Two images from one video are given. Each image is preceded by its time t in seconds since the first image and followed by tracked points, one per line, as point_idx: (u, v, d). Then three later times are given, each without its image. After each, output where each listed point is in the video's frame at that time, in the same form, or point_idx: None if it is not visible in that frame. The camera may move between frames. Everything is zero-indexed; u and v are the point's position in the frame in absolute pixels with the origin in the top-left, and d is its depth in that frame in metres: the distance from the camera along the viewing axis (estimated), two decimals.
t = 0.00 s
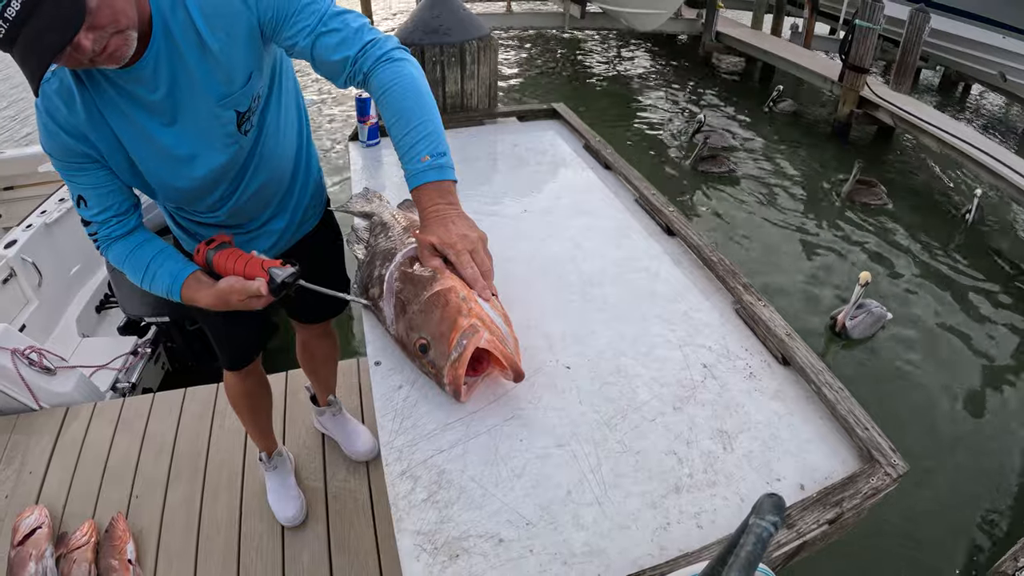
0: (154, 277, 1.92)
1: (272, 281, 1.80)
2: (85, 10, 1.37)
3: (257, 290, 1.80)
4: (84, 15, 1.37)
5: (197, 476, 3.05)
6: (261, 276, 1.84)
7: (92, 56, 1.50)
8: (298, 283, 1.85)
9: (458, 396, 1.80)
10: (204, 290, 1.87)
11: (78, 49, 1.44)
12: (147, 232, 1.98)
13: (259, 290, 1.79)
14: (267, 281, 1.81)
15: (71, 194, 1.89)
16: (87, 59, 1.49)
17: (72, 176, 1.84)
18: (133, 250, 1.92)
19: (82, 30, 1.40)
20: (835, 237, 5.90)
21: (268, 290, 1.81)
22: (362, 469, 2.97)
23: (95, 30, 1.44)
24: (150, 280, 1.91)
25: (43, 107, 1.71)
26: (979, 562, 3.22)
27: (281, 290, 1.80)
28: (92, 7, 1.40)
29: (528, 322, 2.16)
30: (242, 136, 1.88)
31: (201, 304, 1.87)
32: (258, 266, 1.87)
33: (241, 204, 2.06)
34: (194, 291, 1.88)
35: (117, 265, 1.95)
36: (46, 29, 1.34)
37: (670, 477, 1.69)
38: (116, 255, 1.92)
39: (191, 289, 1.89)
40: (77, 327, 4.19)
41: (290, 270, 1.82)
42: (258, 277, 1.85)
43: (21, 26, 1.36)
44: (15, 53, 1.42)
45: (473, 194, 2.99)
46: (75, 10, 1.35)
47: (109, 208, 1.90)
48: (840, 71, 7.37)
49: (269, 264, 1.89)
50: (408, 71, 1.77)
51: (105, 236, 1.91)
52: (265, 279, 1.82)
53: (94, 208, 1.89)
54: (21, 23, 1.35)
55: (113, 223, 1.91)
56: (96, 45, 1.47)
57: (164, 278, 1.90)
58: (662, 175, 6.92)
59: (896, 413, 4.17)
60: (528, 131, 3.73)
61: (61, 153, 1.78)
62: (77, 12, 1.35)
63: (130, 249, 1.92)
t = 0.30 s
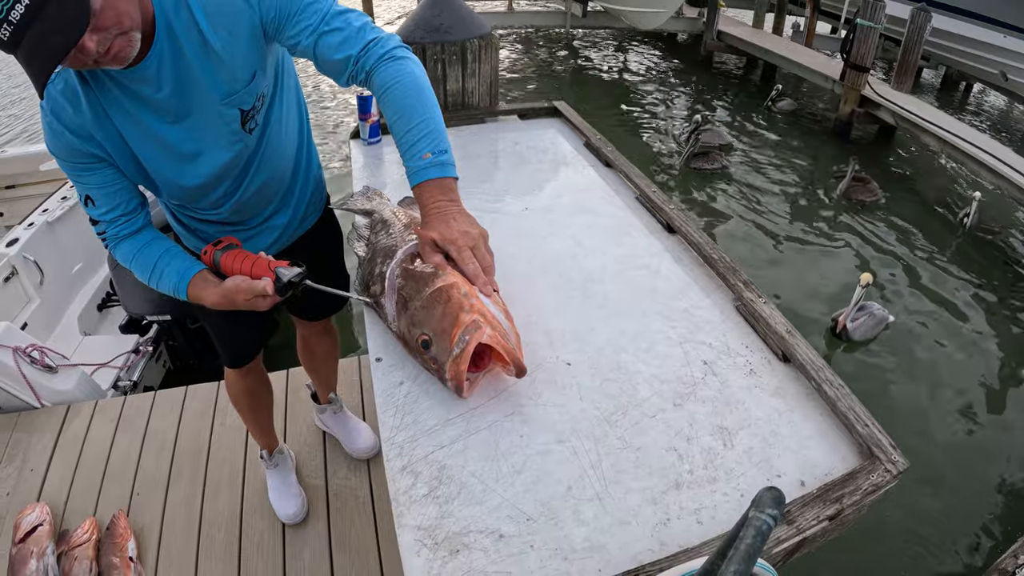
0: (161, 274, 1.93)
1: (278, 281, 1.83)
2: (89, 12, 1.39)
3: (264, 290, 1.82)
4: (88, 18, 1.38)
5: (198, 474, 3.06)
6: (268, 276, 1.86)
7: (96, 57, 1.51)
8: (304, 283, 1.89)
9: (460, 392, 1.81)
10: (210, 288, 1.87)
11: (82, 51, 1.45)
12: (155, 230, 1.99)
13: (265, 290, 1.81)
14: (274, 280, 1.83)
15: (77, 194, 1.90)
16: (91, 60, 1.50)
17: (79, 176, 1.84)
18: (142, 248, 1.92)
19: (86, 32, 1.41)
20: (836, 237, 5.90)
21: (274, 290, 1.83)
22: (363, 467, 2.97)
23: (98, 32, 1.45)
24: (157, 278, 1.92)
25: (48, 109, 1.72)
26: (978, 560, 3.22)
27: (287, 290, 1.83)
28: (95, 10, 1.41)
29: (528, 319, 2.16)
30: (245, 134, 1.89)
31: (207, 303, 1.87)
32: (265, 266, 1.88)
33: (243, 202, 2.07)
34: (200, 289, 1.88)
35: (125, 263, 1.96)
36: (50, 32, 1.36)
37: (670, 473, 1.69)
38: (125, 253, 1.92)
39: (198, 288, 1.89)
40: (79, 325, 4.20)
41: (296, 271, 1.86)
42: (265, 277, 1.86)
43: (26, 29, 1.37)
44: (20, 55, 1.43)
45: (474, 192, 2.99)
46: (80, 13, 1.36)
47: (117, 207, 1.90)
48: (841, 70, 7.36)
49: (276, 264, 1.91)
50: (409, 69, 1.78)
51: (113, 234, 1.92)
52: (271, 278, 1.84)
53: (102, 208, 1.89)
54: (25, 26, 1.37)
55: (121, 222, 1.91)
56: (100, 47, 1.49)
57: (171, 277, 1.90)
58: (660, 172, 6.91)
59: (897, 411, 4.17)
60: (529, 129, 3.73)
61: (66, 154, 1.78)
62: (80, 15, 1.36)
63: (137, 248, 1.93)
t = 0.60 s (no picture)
0: (175, 264, 1.93)
1: (285, 270, 1.82)
2: (85, 11, 1.38)
3: (272, 279, 1.82)
4: (84, 17, 1.38)
5: (198, 472, 3.06)
6: (276, 265, 1.86)
7: (93, 56, 1.50)
8: (311, 273, 1.88)
9: (457, 391, 1.80)
10: (224, 277, 1.88)
11: (79, 49, 1.45)
12: (164, 221, 1.99)
13: (273, 279, 1.81)
14: (281, 269, 1.84)
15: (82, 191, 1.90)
16: (87, 59, 1.50)
17: (84, 176, 1.84)
18: (154, 242, 1.93)
19: (83, 31, 1.41)
20: (838, 236, 5.89)
21: (282, 279, 1.83)
22: (362, 466, 2.97)
23: (95, 30, 1.45)
24: (172, 267, 1.92)
25: (48, 109, 1.72)
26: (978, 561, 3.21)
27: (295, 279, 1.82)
28: (92, 8, 1.41)
29: (527, 318, 2.15)
30: (244, 132, 1.88)
31: (221, 292, 1.88)
32: (274, 255, 1.88)
33: (243, 200, 2.07)
34: (213, 279, 1.89)
35: (140, 256, 1.97)
36: (47, 31, 1.35)
37: (669, 473, 1.68)
38: (137, 247, 1.93)
39: (210, 278, 1.89)
40: (80, 324, 4.20)
41: (303, 259, 1.85)
42: (273, 265, 1.86)
43: (22, 28, 1.37)
44: (17, 54, 1.43)
45: (474, 190, 2.98)
46: (77, 12, 1.35)
47: (126, 204, 1.90)
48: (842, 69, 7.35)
49: (284, 252, 1.91)
50: (406, 67, 1.78)
51: (124, 229, 1.93)
52: (279, 268, 1.84)
53: (111, 205, 1.89)
54: (22, 25, 1.36)
55: (132, 216, 1.92)
56: (97, 46, 1.48)
57: (184, 266, 1.90)
58: (658, 172, 6.91)
59: (898, 412, 4.15)
60: (528, 127, 3.71)
61: (66, 154, 1.78)
62: (77, 14, 1.36)
63: (146, 244, 1.93)
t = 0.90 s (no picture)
0: (174, 264, 1.92)
1: (287, 270, 1.83)
2: (90, 10, 1.39)
3: (273, 280, 1.82)
4: (89, 17, 1.38)
5: (199, 471, 3.06)
6: (277, 266, 1.86)
7: (97, 55, 1.51)
8: (311, 273, 1.89)
9: (461, 390, 1.79)
10: (222, 278, 1.88)
11: (84, 49, 1.45)
12: (164, 220, 1.99)
13: (273, 280, 1.81)
14: (281, 270, 1.84)
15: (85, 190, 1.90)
16: (92, 57, 1.50)
17: (87, 174, 1.84)
18: (154, 241, 1.93)
19: (88, 31, 1.41)
20: (838, 237, 5.88)
21: (282, 280, 1.83)
22: (363, 465, 2.97)
23: (99, 29, 1.45)
24: (171, 268, 1.92)
25: (54, 108, 1.72)
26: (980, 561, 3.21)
27: (295, 280, 1.83)
28: (96, 8, 1.41)
29: (528, 317, 2.15)
30: (249, 130, 1.88)
31: (220, 293, 1.88)
32: (274, 256, 1.88)
33: (247, 199, 2.07)
34: (211, 280, 1.89)
35: (138, 256, 1.96)
36: (52, 31, 1.35)
37: (673, 474, 1.68)
38: (137, 246, 1.93)
39: (210, 278, 1.89)
40: (82, 322, 4.21)
41: (304, 261, 1.86)
42: (275, 266, 1.86)
43: (27, 27, 1.37)
44: (22, 54, 1.43)
45: (476, 188, 2.98)
46: (82, 12, 1.36)
47: (128, 201, 1.90)
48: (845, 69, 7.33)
49: (285, 254, 1.91)
50: (410, 66, 1.78)
51: (124, 228, 1.93)
52: (280, 269, 1.84)
53: (111, 203, 1.89)
54: (27, 25, 1.37)
55: (132, 216, 1.92)
56: (102, 45, 1.49)
57: (183, 267, 1.90)
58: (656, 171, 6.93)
59: (899, 412, 4.15)
60: (531, 126, 3.70)
61: (71, 153, 1.78)
62: (82, 14, 1.36)
63: (146, 243, 1.93)
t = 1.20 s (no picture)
0: (168, 265, 1.91)
1: (284, 271, 1.81)
2: (91, 5, 1.38)
3: (270, 280, 1.80)
4: (90, 14, 1.37)
5: (200, 470, 3.04)
6: (274, 267, 1.84)
7: (99, 50, 1.50)
8: (310, 272, 1.88)
9: (463, 389, 1.78)
10: (217, 281, 1.86)
11: (85, 45, 1.44)
12: (161, 220, 1.97)
13: (271, 281, 1.80)
14: (279, 270, 1.82)
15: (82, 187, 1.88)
16: (93, 53, 1.49)
17: (85, 170, 1.83)
18: (148, 241, 1.90)
19: (89, 26, 1.40)
20: (841, 238, 5.86)
21: (280, 281, 1.81)
22: (364, 464, 2.95)
23: (101, 25, 1.45)
24: (164, 270, 1.90)
25: (54, 103, 1.71)
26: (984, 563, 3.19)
27: (294, 279, 1.82)
28: (98, 4, 1.40)
29: (531, 316, 2.13)
30: (251, 127, 1.87)
31: (214, 294, 1.86)
32: (271, 257, 1.87)
33: (247, 198, 2.05)
34: (206, 282, 1.87)
35: (132, 256, 1.94)
36: (53, 26, 1.34)
37: (678, 475, 1.66)
38: (131, 246, 1.91)
39: (204, 280, 1.88)
40: (83, 320, 4.20)
41: (302, 260, 1.84)
42: (271, 266, 1.86)
43: (28, 23, 1.36)
44: (23, 50, 1.42)
45: (479, 187, 2.96)
46: (83, 8, 1.35)
47: (123, 200, 1.88)
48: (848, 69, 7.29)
49: (281, 253, 1.90)
50: (414, 63, 1.76)
51: (118, 227, 1.90)
52: (277, 269, 1.83)
53: (107, 200, 1.88)
54: (28, 20, 1.35)
55: (126, 215, 1.89)
56: (103, 40, 1.48)
57: (177, 269, 1.88)
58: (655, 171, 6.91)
59: (903, 414, 4.13)
60: (534, 124, 3.69)
61: (70, 149, 1.77)
62: (83, 10, 1.35)
63: (142, 242, 1.91)
